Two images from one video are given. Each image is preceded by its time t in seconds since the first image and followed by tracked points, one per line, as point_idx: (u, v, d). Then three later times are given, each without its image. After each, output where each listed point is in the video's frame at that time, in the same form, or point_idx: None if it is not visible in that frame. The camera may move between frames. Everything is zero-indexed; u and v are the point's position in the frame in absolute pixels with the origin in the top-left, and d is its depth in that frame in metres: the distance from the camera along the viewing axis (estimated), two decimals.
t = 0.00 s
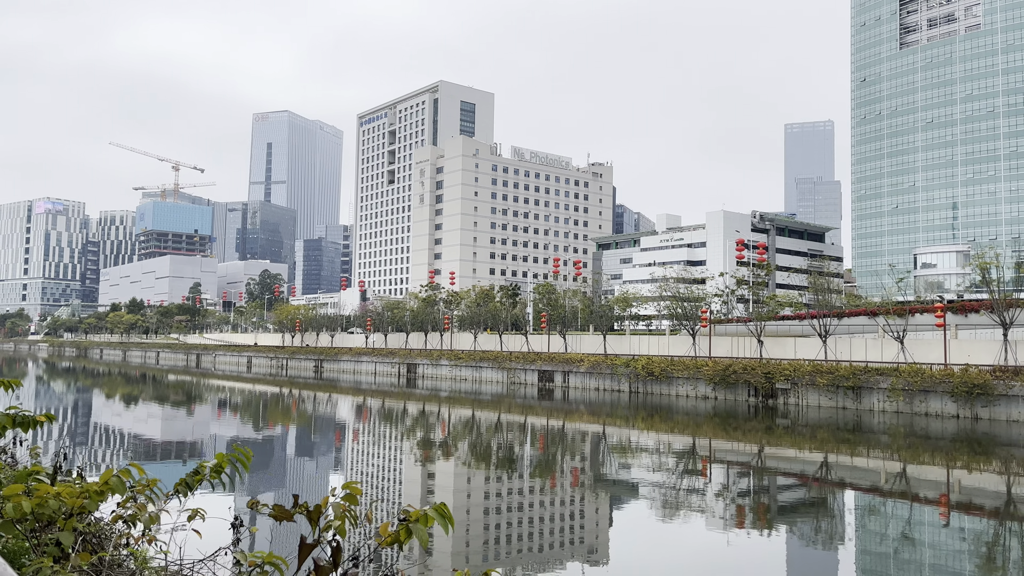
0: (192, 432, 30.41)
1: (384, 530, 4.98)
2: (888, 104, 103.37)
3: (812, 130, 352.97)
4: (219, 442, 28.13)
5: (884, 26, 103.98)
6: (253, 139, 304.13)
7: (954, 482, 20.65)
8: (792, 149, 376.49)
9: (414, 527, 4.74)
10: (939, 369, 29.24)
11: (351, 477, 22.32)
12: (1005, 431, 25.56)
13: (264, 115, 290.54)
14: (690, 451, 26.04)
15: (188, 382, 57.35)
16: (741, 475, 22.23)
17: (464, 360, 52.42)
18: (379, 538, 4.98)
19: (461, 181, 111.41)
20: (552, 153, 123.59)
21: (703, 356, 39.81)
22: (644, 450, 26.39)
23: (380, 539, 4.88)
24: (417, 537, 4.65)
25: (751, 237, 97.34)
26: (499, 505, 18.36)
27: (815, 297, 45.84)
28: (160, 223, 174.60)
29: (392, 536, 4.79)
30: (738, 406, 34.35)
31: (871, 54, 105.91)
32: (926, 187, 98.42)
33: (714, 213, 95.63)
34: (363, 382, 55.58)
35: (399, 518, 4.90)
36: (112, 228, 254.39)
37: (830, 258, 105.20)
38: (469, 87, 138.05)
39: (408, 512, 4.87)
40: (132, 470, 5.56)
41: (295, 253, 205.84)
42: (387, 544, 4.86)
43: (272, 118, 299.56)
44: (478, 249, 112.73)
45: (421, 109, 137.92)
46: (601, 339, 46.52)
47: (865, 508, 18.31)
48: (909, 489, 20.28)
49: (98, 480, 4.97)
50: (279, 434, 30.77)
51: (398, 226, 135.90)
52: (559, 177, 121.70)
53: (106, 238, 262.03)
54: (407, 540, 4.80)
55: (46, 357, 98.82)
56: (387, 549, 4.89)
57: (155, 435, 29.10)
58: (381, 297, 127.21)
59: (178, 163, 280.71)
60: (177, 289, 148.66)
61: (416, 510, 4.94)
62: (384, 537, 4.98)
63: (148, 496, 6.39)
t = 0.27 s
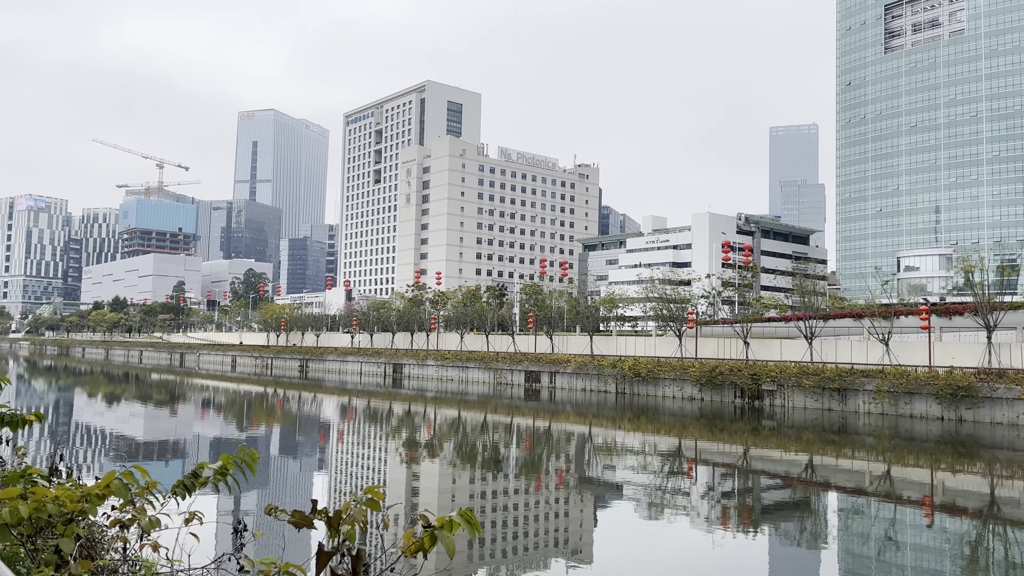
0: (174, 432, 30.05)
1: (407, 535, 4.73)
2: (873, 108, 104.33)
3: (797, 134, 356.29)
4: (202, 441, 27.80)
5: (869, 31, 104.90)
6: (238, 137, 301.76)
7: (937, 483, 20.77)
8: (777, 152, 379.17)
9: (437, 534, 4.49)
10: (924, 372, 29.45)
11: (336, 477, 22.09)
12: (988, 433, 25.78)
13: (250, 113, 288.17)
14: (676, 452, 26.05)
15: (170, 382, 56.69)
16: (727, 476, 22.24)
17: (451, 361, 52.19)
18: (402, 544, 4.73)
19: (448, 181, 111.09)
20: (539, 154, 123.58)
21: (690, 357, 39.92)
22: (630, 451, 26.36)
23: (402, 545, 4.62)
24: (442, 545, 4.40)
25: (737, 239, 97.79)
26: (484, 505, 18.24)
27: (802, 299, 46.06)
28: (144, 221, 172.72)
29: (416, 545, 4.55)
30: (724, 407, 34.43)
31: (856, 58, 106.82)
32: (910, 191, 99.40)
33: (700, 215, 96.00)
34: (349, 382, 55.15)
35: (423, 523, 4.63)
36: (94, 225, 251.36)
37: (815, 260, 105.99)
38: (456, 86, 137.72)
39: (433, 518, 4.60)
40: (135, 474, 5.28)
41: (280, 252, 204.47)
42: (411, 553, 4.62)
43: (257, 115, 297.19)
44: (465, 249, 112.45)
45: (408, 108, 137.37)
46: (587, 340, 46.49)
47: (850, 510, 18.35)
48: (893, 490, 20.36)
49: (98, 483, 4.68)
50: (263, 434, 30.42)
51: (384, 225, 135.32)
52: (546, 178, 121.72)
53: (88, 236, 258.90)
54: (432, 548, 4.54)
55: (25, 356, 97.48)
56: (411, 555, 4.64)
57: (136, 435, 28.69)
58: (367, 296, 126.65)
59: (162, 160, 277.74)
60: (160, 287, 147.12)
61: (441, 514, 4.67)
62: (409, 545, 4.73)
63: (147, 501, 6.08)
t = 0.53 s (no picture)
0: (153, 432, 29.60)
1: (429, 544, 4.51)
2: (855, 110, 105.36)
3: (779, 135, 361.41)
4: (180, 441, 27.40)
5: (851, 33, 105.92)
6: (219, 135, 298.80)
7: (919, 482, 20.90)
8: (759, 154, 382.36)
9: (465, 545, 4.26)
10: (907, 372, 29.66)
11: (317, 477, 21.81)
12: (970, 433, 25.98)
13: (231, 110, 285.39)
14: (660, 451, 26.00)
15: (150, 381, 55.90)
16: (711, 475, 22.22)
17: (435, 360, 51.93)
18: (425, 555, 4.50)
19: (432, 179, 110.64)
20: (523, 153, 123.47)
21: (674, 357, 39.97)
22: (614, 451, 26.28)
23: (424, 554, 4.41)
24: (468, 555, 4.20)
25: (721, 239, 98.32)
26: (468, 504, 18.07)
27: (785, 299, 46.30)
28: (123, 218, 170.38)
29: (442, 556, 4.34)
30: (709, 407, 34.49)
31: (838, 60, 107.79)
32: (891, 192, 100.48)
33: (684, 216, 96.40)
34: (332, 382, 54.67)
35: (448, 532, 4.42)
36: (72, 222, 247.61)
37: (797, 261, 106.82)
38: (440, 85, 137.13)
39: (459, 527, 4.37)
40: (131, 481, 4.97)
41: (262, 250, 202.71)
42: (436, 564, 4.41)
43: (239, 113, 294.43)
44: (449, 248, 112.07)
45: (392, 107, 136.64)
46: (572, 340, 46.43)
47: (832, 509, 18.37)
48: (876, 489, 20.46)
49: (92, 488, 4.31)
50: (243, 434, 29.98)
51: (368, 224, 134.55)
52: (530, 177, 121.64)
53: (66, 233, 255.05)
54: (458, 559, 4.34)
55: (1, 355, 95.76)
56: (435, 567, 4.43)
57: (114, 435, 28.18)
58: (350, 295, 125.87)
59: (142, 158, 274.28)
60: (140, 285, 145.22)
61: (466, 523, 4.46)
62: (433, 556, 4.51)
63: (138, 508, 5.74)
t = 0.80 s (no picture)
0: (131, 431, 29.14)
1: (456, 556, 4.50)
2: (834, 108, 106.35)
3: (759, 133, 364.73)
4: (159, 440, 26.96)
5: (830, 32, 106.88)
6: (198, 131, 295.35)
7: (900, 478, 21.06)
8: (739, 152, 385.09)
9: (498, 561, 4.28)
10: (888, 368, 29.92)
11: (298, 476, 21.53)
12: (950, 429, 26.26)
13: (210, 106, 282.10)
14: (643, 448, 25.99)
15: (128, 380, 55.05)
16: (694, 472, 22.27)
17: (418, 359, 51.67)
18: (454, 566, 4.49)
19: (414, 177, 110.10)
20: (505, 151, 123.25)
21: (657, 354, 40.07)
22: (597, 448, 26.27)
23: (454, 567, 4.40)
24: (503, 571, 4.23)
25: (703, 237, 98.86)
26: (450, 503, 17.93)
27: (768, 296, 46.58)
28: (101, 216, 167.81)
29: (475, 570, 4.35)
30: (692, 404, 34.62)
31: (818, 59, 108.72)
32: (870, 190, 101.58)
33: (665, 214, 96.80)
34: (314, 381, 54.16)
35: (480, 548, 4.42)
36: (47, 219, 243.38)
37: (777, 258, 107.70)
38: (421, 82, 136.43)
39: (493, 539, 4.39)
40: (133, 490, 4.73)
41: (242, 248, 200.73)
42: None
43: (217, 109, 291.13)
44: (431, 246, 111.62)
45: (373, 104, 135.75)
46: (555, 337, 46.39)
47: (814, 505, 18.42)
48: (857, 485, 20.60)
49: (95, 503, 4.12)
50: (223, 433, 29.56)
51: (349, 221, 133.65)
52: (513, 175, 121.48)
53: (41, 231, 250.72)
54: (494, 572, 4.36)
55: None
56: None
57: (91, 434, 27.71)
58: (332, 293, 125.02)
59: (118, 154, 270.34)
60: (117, 283, 143.16)
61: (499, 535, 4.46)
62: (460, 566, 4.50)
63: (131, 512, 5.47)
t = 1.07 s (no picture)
0: (110, 430, 28.73)
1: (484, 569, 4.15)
2: (816, 106, 107.25)
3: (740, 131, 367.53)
4: (139, 440, 26.55)
5: (811, 30, 107.75)
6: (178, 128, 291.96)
7: (882, 472, 21.21)
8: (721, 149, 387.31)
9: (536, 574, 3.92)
10: (871, 363, 30.16)
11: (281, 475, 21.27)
12: (933, 423, 26.54)
13: (190, 103, 278.91)
14: (628, 445, 26.00)
15: (108, 379, 54.43)
16: (680, 468, 22.25)
17: (403, 356, 51.41)
18: None
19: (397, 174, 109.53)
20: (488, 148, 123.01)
21: (642, 350, 40.16)
22: (580, 445, 26.22)
23: None
24: None
25: (686, 234, 99.30)
26: (434, 500, 17.79)
27: (752, 292, 46.79)
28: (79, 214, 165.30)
29: None
30: (677, 400, 34.72)
31: (799, 57, 109.61)
32: (851, 187, 102.59)
33: (649, 210, 97.13)
34: (297, 379, 53.81)
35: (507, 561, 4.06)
36: (24, 217, 239.60)
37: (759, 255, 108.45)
38: (404, 79, 135.77)
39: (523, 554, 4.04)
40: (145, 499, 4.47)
41: (223, 245, 198.71)
42: None
43: (197, 105, 287.98)
44: (415, 243, 111.09)
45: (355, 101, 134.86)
46: (540, 334, 46.36)
47: (797, 500, 18.49)
48: (839, 479, 20.72)
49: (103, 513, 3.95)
50: (204, 432, 29.19)
51: (332, 219, 132.71)
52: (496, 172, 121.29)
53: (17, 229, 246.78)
54: None
55: None
56: None
57: (69, 434, 27.26)
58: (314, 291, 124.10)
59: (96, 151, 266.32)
60: (96, 282, 141.16)
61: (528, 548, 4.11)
62: None
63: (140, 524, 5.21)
